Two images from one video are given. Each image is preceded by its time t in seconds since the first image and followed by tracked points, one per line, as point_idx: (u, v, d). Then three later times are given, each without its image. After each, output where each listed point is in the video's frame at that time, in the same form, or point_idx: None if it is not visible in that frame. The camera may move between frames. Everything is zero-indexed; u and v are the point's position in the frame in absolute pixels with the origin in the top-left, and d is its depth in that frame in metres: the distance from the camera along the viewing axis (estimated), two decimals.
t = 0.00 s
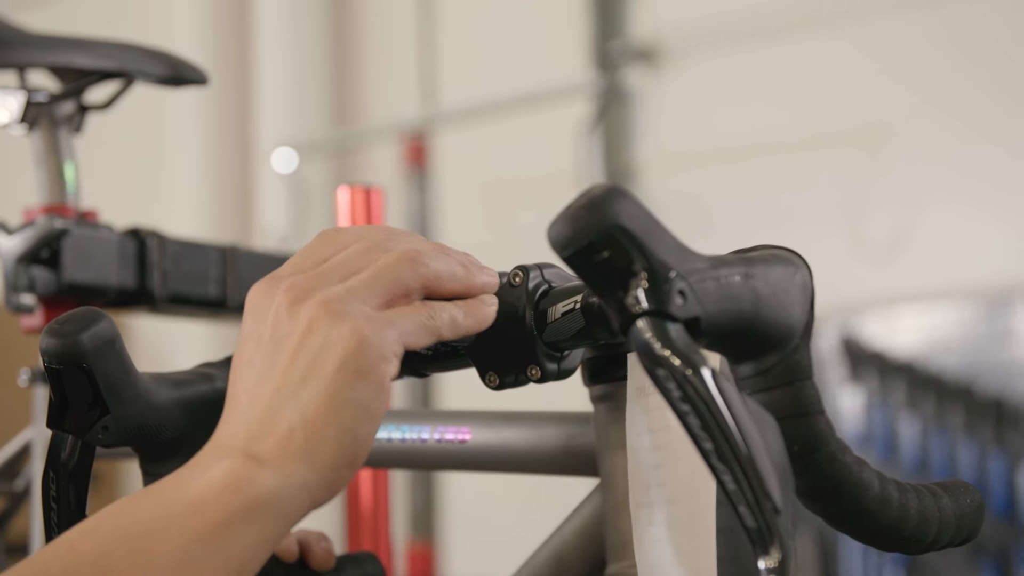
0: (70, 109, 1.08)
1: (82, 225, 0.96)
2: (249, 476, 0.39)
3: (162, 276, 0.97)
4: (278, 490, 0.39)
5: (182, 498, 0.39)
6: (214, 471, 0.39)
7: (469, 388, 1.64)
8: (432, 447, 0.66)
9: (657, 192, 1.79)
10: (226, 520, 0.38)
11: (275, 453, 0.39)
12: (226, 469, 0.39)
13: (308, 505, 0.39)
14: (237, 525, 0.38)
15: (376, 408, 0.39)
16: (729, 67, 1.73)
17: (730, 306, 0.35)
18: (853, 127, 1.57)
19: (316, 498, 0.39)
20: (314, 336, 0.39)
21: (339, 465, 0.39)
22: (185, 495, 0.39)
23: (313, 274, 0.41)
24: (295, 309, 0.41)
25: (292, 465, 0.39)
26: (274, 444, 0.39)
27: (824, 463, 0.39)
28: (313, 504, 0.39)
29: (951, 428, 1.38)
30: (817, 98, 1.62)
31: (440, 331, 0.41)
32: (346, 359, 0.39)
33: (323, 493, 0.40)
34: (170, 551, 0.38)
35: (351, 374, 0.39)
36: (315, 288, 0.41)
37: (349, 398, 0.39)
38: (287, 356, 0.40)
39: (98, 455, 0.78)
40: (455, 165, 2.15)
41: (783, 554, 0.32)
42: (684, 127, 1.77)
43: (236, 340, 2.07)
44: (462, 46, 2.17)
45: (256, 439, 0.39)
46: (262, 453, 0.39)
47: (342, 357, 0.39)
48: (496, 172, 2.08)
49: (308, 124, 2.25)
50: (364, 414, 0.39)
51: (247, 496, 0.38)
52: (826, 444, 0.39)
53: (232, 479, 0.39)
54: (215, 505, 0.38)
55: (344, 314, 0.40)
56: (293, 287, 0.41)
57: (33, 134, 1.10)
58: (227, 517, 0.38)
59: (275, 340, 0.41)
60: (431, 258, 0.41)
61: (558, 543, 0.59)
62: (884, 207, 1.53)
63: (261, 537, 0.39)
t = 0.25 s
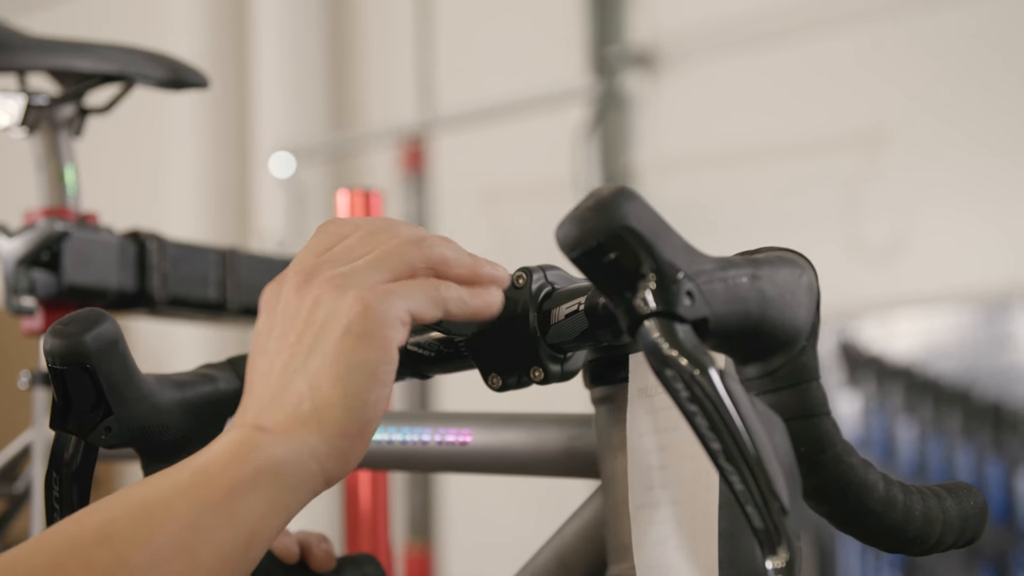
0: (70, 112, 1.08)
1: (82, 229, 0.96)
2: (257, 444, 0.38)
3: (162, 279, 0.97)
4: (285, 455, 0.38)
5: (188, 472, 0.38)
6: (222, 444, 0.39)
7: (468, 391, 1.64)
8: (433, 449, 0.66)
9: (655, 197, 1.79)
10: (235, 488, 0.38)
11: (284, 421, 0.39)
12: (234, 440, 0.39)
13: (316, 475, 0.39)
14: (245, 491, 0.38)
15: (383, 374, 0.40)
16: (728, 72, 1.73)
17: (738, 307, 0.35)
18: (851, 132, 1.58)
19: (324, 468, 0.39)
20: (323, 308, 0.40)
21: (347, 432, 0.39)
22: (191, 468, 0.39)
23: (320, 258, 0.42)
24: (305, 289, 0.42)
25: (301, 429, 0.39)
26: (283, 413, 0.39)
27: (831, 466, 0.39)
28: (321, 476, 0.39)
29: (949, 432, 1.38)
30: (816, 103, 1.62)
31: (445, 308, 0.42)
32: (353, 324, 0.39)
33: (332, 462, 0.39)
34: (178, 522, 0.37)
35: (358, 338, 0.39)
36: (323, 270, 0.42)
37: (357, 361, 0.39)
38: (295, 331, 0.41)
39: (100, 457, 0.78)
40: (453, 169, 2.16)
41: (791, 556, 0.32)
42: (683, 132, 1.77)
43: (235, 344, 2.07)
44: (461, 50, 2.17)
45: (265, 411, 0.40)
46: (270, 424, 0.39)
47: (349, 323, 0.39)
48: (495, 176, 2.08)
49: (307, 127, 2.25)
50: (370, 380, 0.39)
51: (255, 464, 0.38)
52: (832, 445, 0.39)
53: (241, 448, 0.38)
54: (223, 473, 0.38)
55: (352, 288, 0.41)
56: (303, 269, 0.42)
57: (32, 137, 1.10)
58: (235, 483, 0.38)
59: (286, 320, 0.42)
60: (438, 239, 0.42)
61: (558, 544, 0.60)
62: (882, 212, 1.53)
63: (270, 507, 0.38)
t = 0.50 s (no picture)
0: (71, 111, 1.08)
1: (83, 228, 0.96)
2: (299, 457, 0.38)
3: (163, 279, 0.96)
4: (327, 469, 0.38)
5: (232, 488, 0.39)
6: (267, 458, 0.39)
7: (470, 392, 1.64)
8: (433, 448, 0.66)
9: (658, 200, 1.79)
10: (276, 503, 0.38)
11: (324, 435, 0.39)
12: (277, 455, 0.39)
13: (360, 488, 0.39)
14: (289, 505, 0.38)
15: (423, 387, 0.39)
16: (729, 75, 1.73)
17: (741, 302, 0.35)
18: (853, 135, 1.58)
19: (368, 482, 0.39)
20: (363, 323, 0.40)
21: (389, 446, 0.38)
22: (237, 482, 0.39)
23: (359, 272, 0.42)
24: (343, 303, 0.42)
25: (342, 443, 0.38)
26: (323, 427, 0.39)
27: (832, 460, 0.39)
28: (364, 489, 0.39)
29: (951, 436, 1.37)
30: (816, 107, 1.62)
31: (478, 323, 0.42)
32: (393, 339, 0.39)
33: (376, 477, 0.39)
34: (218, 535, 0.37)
35: (398, 352, 0.39)
36: (362, 285, 0.42)
37: (396, 375, 0.39)
38: (337, 346, 0.41)
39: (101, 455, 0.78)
40: (455, 172, 2.15)
41: (795, 548, 0.31)
42: (685, 135, 1.77)
43: (235, 345, 2.06)
44: (463, 53, 2.17)
45: (307, 425, 0.39)
46: (312, 437, 0.39)
47: (389, 338, 0.39)
48: (497, 179, 2.08)
49: (309, 130, 2.25)
50: (411, 392, 0.39)
51: (298, 479, 0.38)
52: (835, 441, 0.39)
53: (284, 464, 0.38)
54: (267, 487, 0.38)
55: (391, 302, 0.40)
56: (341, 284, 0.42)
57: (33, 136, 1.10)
58: (278, 497, 0.38)
59: (326, 335, 0.41)
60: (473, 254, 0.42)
61: (560, 542, 0.59)
62: (883, 215, 1.53)
63: (313, 520, 0.38)
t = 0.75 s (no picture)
0: (69, 105, 1.07)
1: (82, 223, 0.95)
2: (336, 498, 0.36)
3: (163, 273, 0.95)
4: (366, 508, 0.36)
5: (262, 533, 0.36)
6: (296, 495, 0.36)
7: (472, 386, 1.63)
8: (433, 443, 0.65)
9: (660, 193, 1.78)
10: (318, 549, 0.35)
11: (360, 471, 0.36)
12: (309, 495, 0.36)
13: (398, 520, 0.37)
14: (331, 549, 0.36)
15: (459, 413, 0.37)
16: (731, 68, 1.72)
17: (758, 295, 0.35)
18: (856, 127, 1.57)
19: (405, 513, 0.37)
20: (394, 347, 0.37)
21: (429, 475, 0.37)
22: (267, 524, 0.36)
23: (378, 282, 0.39)
24: (366, 319, 0.38)
25: (380, 479, 0.36)
26: (361, 462, 0.36)
27: (846, 455, 0.38)
28: (401, 520, 0.37)
29: (955, 427, 1.37)
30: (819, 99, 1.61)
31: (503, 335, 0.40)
32: (429, 366, 0.37)
33: (414, 507, 0.37)
34: None
35: (435, 380, 0.37)
36: (386, 298, 0.39)
37: (435, 405, 0.36)
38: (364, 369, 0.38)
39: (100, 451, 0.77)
40: (456, 167, 2.15)
41: (815, 543, 0.31)
42: (687, 128, 1.76)
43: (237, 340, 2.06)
44: (464, 48, 2.16)
45: (341, 458, 0.36)
46: (348, 474, 0.36)
47: (425, 365, 0.37)
48: (498, 174, 2.08)
49: (311, 126, 2.24)
50: (448, 420, 0.37)
51: (339, 522, 0.36)
52: (849, 435, 0.38)
53: (322, 507, 0.36)
54: (306, 533, 0.35)
55: (422, 321, 0.38)
56: (361, 297, 0.39)
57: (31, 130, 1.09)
58: (320, 543, 0.35)
59: (349, 354, 0.38)
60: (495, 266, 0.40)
61: (562, 536, 0.59)
62: (886, 207, 1.52)
63: (354, 557, 0.36)
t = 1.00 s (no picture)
0: (67, 55, 1.06)
1: (80, 173, 0.96)
2: (339, 460, 0.39)
3: (162, 224, 0.95)
4: (367, 469, 0.39)
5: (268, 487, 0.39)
6: (300, 453, 0.39)
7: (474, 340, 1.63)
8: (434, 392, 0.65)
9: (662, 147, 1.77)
10: (322, 505, 0.39)
11: (361, 433, 0.39)
12: (313, 454, 0.39)
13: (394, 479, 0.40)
14: (333, 506, 0.39)
15: (455, 379, 0.40)
16: (734, 19, 1.70)
17: (749, 242, 0.34)
18: (859, 79, 1.55)
19: (402, 473, 0.40)
20: (397, 311, 0.40)
21: (426, 436, 0.40)
22: (272, 479, 0.39)
23: (381, 242, 0.41)
24: (370, 280, 0.41)
25: (381, 441, 0.39)
26: (360, 421, 0.39)
27: (840, 400, 0.38)
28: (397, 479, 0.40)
29: (955, 380, 1.37)
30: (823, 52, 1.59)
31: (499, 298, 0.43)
32: (430, 334, 0.39)
33: (410, 467, 0.40)
34: (269, 542, 0.38)
35: (436, 347, 0.40)
36: (389, 259, 0.41)
37: (434, 371, 0.40)
38: (367, 332, 0.40)
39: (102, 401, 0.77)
40: (458, 121, 2.13)
41: (805, 489, 0.31)
42: (690, 81, 1.75)
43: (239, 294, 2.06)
44: None
45: (341, 415, 0.39)
46: (350, 437, 0.39)
47: (426, 333, 0.39)
48: (500, 128, 2.06)
49: (311, 79, 2.22)
50: (446, 385, 0.40)
51: (342, 482, 0.39)
52: (843, 381, 0.38)
53: (326, 468, 0.39)
54: (309, 491, 0.39)
55: (425, 287, 0.40)
56: (364, 254, 0.41)
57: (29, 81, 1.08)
58: (322, 501, 0.39)
59: (352, 312, 0.41)
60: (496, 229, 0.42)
61: (563, 485, 0.59)
62: (889, 160, 1.51)
63: (352, 513, 0.40)
